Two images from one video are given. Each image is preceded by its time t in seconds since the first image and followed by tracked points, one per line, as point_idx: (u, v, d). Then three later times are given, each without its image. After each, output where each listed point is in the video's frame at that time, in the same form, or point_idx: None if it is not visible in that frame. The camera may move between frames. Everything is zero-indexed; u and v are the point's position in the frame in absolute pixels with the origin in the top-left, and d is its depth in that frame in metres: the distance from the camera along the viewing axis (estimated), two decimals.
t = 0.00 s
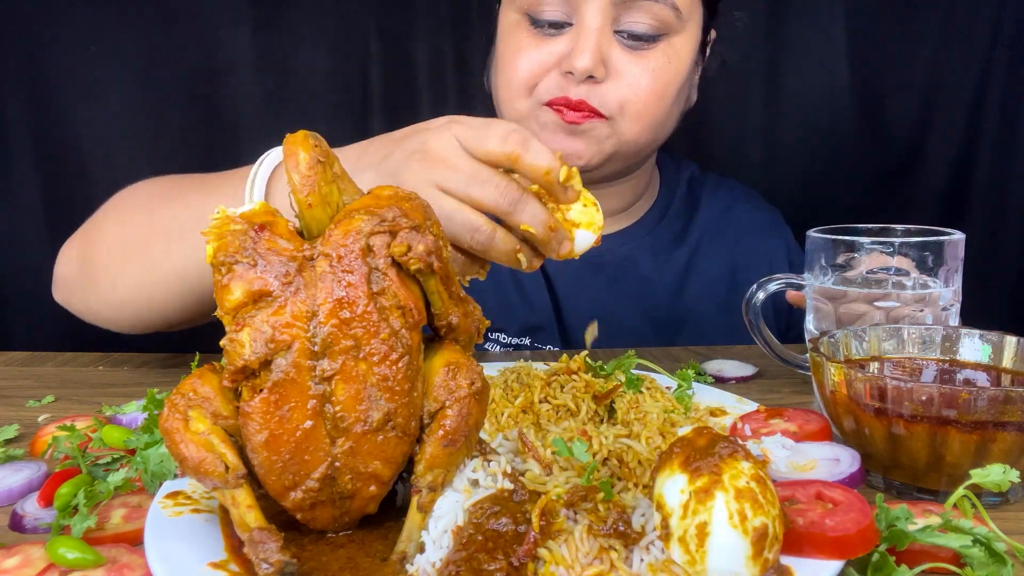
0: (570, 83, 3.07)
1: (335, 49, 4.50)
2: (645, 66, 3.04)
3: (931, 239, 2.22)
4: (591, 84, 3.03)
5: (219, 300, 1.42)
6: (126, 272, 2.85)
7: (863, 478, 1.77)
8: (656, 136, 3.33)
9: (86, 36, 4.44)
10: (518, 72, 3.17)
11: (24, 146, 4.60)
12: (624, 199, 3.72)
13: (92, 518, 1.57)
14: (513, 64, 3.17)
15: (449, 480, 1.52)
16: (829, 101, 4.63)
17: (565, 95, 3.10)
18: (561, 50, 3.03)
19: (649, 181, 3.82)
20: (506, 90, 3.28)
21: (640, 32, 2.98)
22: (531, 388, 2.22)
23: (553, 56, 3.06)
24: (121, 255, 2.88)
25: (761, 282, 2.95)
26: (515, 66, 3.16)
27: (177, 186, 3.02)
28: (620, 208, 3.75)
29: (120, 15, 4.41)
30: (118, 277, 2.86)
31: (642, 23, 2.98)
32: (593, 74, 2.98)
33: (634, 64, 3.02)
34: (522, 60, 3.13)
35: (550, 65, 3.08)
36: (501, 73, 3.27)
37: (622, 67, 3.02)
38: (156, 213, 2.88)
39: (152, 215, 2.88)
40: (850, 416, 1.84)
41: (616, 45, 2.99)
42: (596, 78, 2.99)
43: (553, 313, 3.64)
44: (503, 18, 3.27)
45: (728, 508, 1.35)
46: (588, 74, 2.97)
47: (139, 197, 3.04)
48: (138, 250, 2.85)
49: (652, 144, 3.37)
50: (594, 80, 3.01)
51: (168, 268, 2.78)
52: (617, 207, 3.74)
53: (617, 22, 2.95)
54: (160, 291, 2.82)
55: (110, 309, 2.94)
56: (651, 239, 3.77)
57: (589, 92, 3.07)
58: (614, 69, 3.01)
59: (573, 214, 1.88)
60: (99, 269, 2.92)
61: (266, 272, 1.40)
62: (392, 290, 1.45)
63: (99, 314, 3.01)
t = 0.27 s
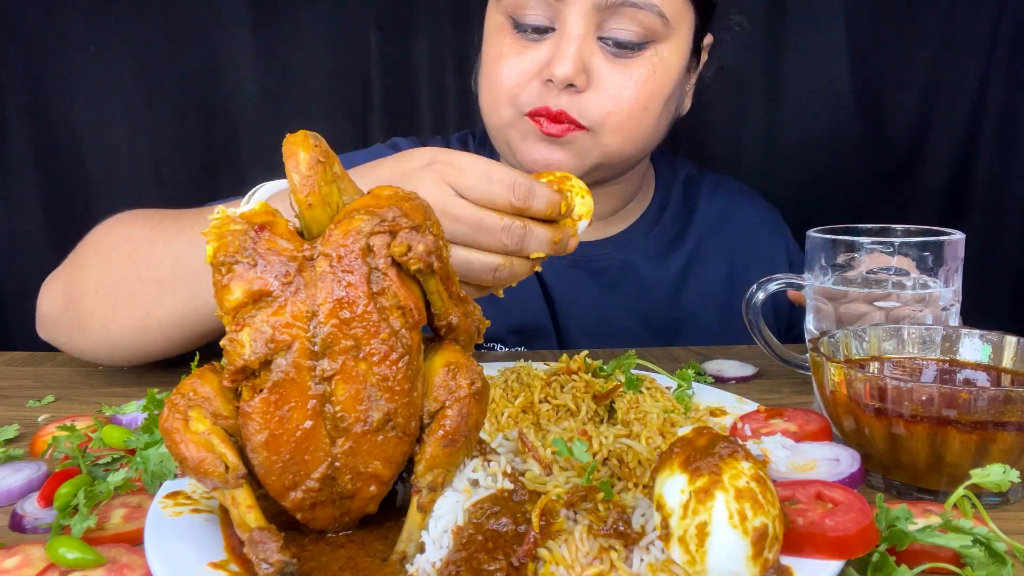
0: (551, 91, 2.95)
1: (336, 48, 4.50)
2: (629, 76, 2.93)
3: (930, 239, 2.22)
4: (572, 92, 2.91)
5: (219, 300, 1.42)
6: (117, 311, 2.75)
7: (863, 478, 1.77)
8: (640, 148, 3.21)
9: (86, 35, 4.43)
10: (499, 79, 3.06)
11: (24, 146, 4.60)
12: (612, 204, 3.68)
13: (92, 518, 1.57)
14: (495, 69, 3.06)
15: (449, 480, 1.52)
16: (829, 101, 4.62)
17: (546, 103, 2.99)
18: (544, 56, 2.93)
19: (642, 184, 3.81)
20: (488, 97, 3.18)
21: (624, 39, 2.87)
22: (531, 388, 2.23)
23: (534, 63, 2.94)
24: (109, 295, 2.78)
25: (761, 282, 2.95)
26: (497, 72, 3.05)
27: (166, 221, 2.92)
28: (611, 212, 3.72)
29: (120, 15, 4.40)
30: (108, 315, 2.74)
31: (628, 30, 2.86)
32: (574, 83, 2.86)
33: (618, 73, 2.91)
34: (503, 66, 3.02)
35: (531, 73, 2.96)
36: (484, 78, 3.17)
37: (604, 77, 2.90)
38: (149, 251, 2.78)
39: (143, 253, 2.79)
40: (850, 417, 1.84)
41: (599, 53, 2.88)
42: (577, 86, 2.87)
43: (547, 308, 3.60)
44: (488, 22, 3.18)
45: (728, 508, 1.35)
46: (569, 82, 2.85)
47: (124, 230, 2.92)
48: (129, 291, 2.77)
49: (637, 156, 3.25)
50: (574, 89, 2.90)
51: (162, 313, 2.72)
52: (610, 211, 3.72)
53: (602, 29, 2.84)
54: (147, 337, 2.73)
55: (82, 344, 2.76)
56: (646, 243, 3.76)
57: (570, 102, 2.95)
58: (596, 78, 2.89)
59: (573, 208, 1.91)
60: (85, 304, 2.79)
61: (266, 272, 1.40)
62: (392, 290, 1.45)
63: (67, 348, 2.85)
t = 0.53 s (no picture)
0: (546, 87, 2.84)
1: (336, 48, 4.50)
2: (626, 68, 2.86)
3: (931, 239, 2.22)
4: (568, 86, 2.81)
5: (219, 300, 1.42)
6: (122, 335, 2.60)
7: (863, 478, 1.77)
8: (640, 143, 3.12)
9: (86, 36, 4.43)
10: (492, 79, 2.97)
11: (24, 146, 4.60)
12: (607, 207, 3.63)
13: (92, 518, 1.57)
14: (488, 69, 2.97)
15: (449, 480, 1.52)
16: (829, 102, 4.63)
17: (542, 99, 2.87)
18: (537, 51, 2.84)
19: (638, 184, 3.75)
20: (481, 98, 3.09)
21: (620, 30, 2.82)
22: (531, 388, 2.23)
23: (528, 59, 2.86)
24: (108, 316, 2.62)
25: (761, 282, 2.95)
26: (490, 72, 2.96)
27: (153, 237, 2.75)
28: (607, 214, 3.68)
29: (120, 15, 4.40)
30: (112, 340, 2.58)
31: (623, 21, 2.82)
32: (571, 76, 2.77)
33: (614, 65, 2.84)
34: (495, 64, 2.94)
35: (525, 70, 2.87)
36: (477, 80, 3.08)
37: (601, 69, 2.82)
38: (143, 270, 2.61)
39: (138, 271, 2.62)
40: (850, 417, 1.84)
41: (595, 44, 2.80)
42: (574, 79, 2.78)
43: (543, 319, 3.61)
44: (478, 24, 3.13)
45: (728, 508, 1.35)
46: (565, 74, 2.75)
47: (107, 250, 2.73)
48: (131, 314, 2.62)
49: (637, 150, 3.14)
50: (571, 82, 2.80)
51: (173, 333, 2.61)
52: (606, 213, 3.68)
53: (596, 20, 2.78)
54: (159, 357, 2.62)
55: (83, 374, 2.59)
56: (643, 246, 3.75)
57: (566, 97, 2.84)
58: (593, 71, 2.81)
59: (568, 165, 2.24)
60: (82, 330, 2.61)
61: (266, 272, 1.40)
62: (392, 290, 1.45)
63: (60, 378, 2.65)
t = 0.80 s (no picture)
0: (527, 84, 2.83)
1: (336, 48, 4.50)
2: (609, 65, 2.82)
3: (931, 239, 2.22)
4: (550, 84, 2.79)
5: (219, 300, 1.42)
6: (137, 333, 2.59)
7: (863, 478, 1.77)
8: (629, 143, 3.08)
9: (86, 36, 4.43)
10: (473, 79, 2.95)
11: (24, 146, 4.60)
12: (605, 213, 3.60)
13: (92, 518, 1.57)
14: (469, 70, 2.95)
15: (449, 480, 1.52)
16: (829, 102, 4.62)
17: (524, 99, 2.85)
18: (517, 50, 2.82)
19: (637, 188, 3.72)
20: (463, 98, 3.06)
21: (603, 27, 2.79)
22: (531, 388, 2.22)
23: (508, 58, 2.84)
24: (116, 323, 2.60)
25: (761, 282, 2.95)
26: (470, 72, 2.94)
27: (164, 239, 2.76)
28: (606, 219, 3.65)
29: (120, 15, 4.40)
30: (127, 337, 2.57)
31: (606, 17, 2.79)
32: (553, 73, 2.75)
33: (597, 61, 2.80)
34: (476, 65, 2.92)
35: (505, 68, 2.85)
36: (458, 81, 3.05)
37: (584, 66, 2.79)
38: (157, 269, 2.63)
39: (154, 270, 2.63)
40: (850, 417, 1.84)
41: (576, 41, 2.78)
42: (556, 77, 2.76)
43: (543, 326, 3.62)
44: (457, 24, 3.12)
45: (728, 508, 1.35)
46: (546, 71, 2.74)
47: (117, 250, 2.72)
48: (144, 313, 2.62)
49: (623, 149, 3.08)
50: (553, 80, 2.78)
51: (188, 331, 2.62)
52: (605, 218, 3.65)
53: (578, 17, 2.76)
54: (171, 356, 2.62)
55: (93, 373, 2.55)
56: (642, 248, 3.73)
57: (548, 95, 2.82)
58: (575, 68, 2.78)
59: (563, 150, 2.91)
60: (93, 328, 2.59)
61: (266, 272, 1.40)
62: (392, 290, 1.45)
63: (63, 379, 2.59)
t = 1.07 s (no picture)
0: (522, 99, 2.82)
1: (335, 48, 4.50)
2: (605, 81, 2.81)
3: (930, 239, 2.22)
4: (546, 101, 2.79)
5: (219, 300, 1.42)
6: (134, 333, 2.59)
7: (862, 478, 1.77)
8: (623, 156, 3.09)
9: (86, 36, 4.43)
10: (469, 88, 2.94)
11: (24, 146, 4.60)
12: (601, 217, 3.61)
13: (92, 518, 1.57)
14: (465, 78, 2.94)
15: (449, 480, 1.52)
16: (829, 102, 4.62)
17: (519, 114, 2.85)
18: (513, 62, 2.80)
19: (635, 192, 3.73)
20: (459, 104, 3.06)
21: (599, 44, 2.77)
22: (531, 388, 2.22)
23: (503, 71, 2.82)
24: (116, 324, 2.60)
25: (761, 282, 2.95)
26: (467, 81, 2.94)
27: (162, 239, 2.76)
28: (603, 223, 3.65)
29: (120, 15, 4.40)
30: (124, 337, 2.57)
31: (602, 34, 2.77)
32: (548, 91, 2.73)
33: (593, 78, 2.79)
34: (471, 74, 2.91)
35: (501, 81, 2.84)
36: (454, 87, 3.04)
37: (579, 83, 2.77)
38: (156, 270, 2.63)
39: (152, 270, 2.63)
40: (850, 417, 1.84)
41: (573, 57, 2.76)
42: (552, 94, 2.74)
43: (543, 327, 3.61)
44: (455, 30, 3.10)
45: (728, 508, 1.35)
46: (541, 90, 2.72)
47: (115, 251, 2.72)
48: (142, 313, 2.62)
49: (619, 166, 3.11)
50: (548, 97, 2.77)
51: (187, 331, 2.62)
52: (602, 222, 3.65)
53: (574, 33, 2.73)
54: (169, 356, 2.62)
55: (90, 373, 2.54)
56: (641, 248, 3.74)
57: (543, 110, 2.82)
58: (571, 85, 2.77)
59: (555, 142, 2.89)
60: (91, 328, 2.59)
61: (266, 272, 1.40)
62: (392, 290, 1.45)
63: (61, 380, 2.59)
